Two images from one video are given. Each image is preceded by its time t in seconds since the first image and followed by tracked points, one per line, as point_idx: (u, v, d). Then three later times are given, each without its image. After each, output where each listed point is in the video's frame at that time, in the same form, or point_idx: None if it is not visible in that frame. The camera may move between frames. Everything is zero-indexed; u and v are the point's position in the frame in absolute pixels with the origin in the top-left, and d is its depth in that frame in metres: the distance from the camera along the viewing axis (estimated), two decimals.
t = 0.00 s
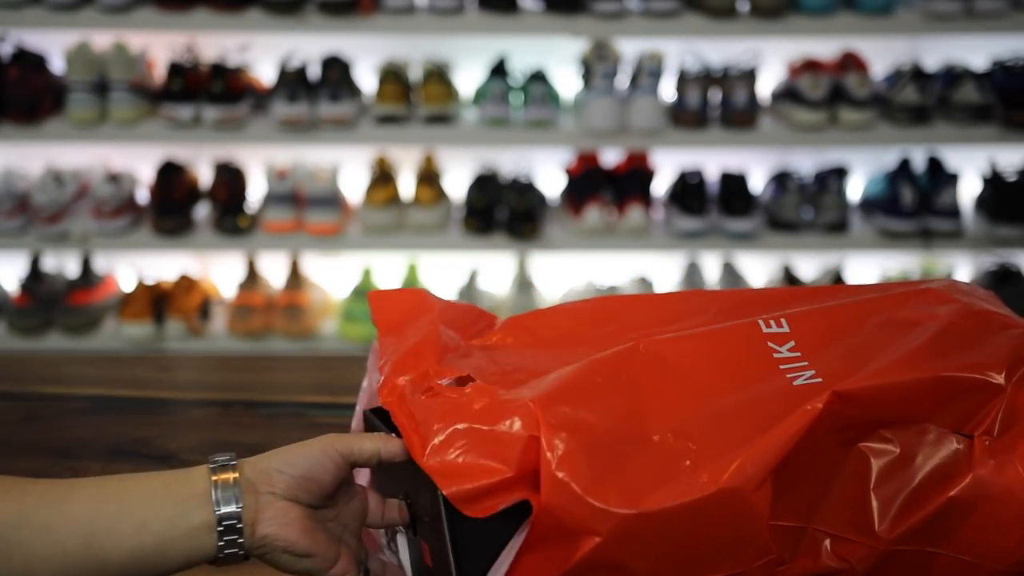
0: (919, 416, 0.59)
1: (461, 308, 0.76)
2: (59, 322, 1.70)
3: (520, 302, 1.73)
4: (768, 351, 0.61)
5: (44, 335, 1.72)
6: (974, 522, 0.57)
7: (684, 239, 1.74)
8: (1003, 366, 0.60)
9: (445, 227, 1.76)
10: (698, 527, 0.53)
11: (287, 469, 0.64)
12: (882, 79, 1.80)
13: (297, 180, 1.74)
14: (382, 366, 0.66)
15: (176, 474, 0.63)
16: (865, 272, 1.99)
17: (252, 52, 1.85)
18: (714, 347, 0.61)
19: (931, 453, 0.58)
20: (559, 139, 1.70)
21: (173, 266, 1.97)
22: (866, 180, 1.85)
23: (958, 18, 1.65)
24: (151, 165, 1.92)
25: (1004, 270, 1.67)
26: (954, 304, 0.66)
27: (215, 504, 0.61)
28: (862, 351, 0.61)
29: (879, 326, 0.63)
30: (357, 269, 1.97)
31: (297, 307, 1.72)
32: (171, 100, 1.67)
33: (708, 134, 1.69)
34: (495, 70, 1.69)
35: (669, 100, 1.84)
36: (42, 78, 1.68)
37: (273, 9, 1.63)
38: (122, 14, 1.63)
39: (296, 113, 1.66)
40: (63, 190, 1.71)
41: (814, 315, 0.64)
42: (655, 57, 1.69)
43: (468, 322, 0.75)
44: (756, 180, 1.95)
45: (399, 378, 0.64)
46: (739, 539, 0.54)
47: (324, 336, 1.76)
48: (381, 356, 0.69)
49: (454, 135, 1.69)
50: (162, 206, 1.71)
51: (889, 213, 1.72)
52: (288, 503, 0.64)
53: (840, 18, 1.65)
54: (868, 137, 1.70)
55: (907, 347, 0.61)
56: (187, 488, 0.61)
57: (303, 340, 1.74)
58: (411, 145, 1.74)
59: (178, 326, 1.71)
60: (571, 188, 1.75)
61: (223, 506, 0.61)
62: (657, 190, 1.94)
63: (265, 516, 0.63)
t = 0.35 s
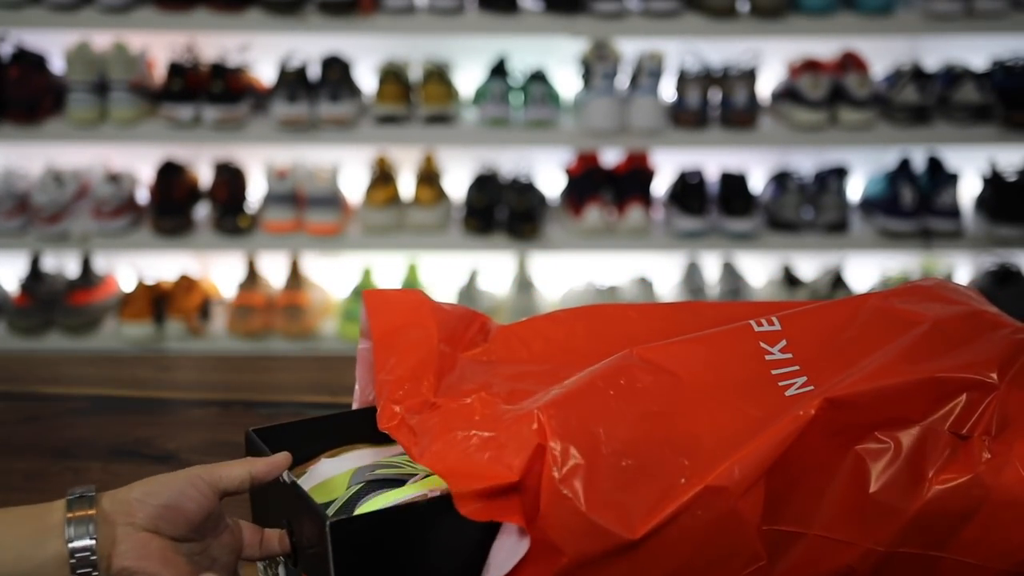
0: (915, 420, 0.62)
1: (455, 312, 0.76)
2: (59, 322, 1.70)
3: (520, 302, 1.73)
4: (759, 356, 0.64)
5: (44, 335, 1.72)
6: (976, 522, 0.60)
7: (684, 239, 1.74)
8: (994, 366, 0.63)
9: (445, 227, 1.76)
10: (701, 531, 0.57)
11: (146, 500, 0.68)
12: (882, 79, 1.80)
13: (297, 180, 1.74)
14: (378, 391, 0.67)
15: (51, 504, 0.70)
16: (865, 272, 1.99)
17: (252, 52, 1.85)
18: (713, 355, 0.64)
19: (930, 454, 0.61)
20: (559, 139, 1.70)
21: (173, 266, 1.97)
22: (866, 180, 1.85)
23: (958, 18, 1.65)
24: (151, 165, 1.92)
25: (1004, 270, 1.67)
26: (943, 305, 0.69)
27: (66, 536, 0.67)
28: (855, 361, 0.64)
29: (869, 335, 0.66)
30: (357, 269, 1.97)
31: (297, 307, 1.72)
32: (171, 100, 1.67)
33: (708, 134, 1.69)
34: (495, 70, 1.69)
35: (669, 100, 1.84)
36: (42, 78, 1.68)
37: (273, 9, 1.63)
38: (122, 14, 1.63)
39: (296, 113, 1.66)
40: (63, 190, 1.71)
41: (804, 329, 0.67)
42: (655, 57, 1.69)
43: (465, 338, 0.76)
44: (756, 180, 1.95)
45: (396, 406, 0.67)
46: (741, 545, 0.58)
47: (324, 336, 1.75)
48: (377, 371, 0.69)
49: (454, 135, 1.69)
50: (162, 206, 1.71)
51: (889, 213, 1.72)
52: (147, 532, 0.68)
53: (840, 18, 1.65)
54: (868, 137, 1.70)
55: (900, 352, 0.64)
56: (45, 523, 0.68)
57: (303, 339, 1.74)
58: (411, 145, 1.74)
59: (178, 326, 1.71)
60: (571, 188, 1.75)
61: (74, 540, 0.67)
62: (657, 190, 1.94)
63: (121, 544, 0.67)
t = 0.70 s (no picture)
0: (914, 420, 0.63)
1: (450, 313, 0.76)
2: (59, 322, 1.70)
3: (520, 302, 1.73)
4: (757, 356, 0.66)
5: (44, 335, 1.72)
6: (977, 521, 0.61)
7: (684, 239, 1.73)
8: (989, 368, 0.64)
9: (444, 227, 1.76)
10: (700, 533, 0.59)
11: None
12: (882, 79, 1.80)
13: (297, 180, 1.74)
14: (378, 394, 0.68)
15: None
16: (865, 271, 1.99)
17: (252, 52, 1.85)
18: (714, 357, 0.66)
19: (928, 453, 0.62)
20: (559, 139, 1.69)
21: (173, 266, 1.97)
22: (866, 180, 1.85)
23: (958, 18, 1.65)
24: (151, 165, 1.92)
25: (1003, 270, 1.67)
26: (941, 304, 0.70)
27: None
28: (853, 361, 0.66)
29: (870, 332, 0.67)
30: (357, 269, 1.97)
31: (297, 307, 1.72)
32: (171, 100, 1.67)
33: (708, 134, 1.69)
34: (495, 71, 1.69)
35: (669, 100, 1.84)
36: (42, 78, 1.68)
37: (273, 9, 1.63)
38: (122, 14, 1.63)
39: (296, 113, 1.66)
40: (63, 190, 1.71)
41: (803, 323, 0.68)
42: (654, 57, 1.69)
43: (461, 339, 0.75)
44: (756, 180, 1.95)
45: (398, 407, 0.67)
46: (739, 546, 0.60)
47: (324, 336, 1.75)
48: (374, 374, 0.69)
49: (454, 135, 1.69)
50: (162, 207, 1.71)
51: (889, 213, 1.72)
52: None
53: (839, 18, 1.65)
54: (868, 137, 1.70)
55: (897, 356, 0.66)
56: None
57: (303, 339, 1.74)
58: (410, 145, 1.74)
59: (178, 327, 1.71)
60: (571, 188, 1.75)
61: None
62: (658, 190, 1.94)
63: None
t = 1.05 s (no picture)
0: (914, 420, 0.63)
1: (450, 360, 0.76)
2: (59, 322, 1.70)
3: (520, 302, 1.73)
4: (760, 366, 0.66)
5: (44, 335, 1.72)
6: (979, 518, 0.61)
7: (684, 239, 1.73)
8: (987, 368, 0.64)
9: (444, 227, 1.76)
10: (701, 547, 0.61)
11: None
12: (882, 79, 1.80)
13: (297, 179, 1.74)
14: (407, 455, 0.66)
15: None
16: (865, 271, 1.99)
17: (252, 52, 1.85)
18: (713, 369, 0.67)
19: (929, 452, 0.62)
20: (559, 138, 1.69)
21: (173, 266, 1.96)
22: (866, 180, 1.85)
23: (958, 18, 1.65)
24: (151, 165, 1.92)
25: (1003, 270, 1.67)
26: (950, 300, 0.68)
27: None
28: (857, 362, 0.65)
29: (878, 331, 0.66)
30: (357, 269, 1.97)
31: (297, 307, 1.72)
32: (171, 99, 1.67)
33: (708, 134, 1.69)
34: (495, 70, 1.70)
35: (669, 100, 1.84)
36: (42, 78, 1.67)
37: (273, 9, 1.63)
38: (122, 14, 1.63)
39: (296, 113, 1.66)
40: (63, 190, 1.71)
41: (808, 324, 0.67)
42: (655, 57, 1.69)
43: (471, 381, 0.76)
44: (756, 180, 1.95)
45: (429, 462, 0.66)
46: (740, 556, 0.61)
47: (324, 335, 1.75)
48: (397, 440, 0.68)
49: (454, 135, 1.69)
50: (162, 206, 1.71)
51: (889, 213, 1.72)
52: None
53: (839, 18, 1.65)
54: (868, 137, 1.70)
55: (899, 355, 0.65)
56: None
57: (303, 340, 1.74)
58: (410, 145, 1.73)
59: (179, 327, 1.71)
60: (571, 188, 1.75)
61: None
62: (658, 190, 1.94)
63: None
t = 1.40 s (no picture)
0: (919, 416, 0.63)
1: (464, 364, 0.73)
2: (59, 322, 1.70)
3: (520, 302, 1.74)
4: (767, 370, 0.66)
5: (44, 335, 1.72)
6: (982, 517, 0.60)
7: (684, 239, 1.73)
8: (991, 365, 0.63)
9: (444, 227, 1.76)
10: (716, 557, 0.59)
11: None
12: (882, 79, 1.80)
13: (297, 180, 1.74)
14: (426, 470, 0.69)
15: None
16: (865, 272, 1.99)
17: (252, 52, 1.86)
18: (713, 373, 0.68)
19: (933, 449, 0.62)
20: (559, 139, 1.69)
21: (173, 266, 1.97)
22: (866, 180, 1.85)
23: (958, 18, 1.65)
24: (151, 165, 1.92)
25: (1003, 270, 1.67)
26: (956, 299, 0.68)
27: None
28: (864, 363, 0.65)
29: (886, 334, 0.65)
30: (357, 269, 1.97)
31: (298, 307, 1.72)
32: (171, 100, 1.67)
33: (708, 134, 1.69)
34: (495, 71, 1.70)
35: (669, 100, 1.83)
36: (42, 78, 1.67)
37: (273, 9, 1.63)
38: (122, 14, 1.63)
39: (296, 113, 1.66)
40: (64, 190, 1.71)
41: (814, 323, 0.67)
42: (655, 57, 1.69)
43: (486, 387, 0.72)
44: (756, 180, 1.95)
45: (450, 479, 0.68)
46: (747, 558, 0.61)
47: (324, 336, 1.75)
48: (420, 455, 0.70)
49: (454, 135, 1.69)
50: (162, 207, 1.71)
51: (889, 213, 1.72)
52: None
53: (839, 18, 1.65)
54: (867, 137, 1.70)
55: (904, 354, 0.65)
56: None
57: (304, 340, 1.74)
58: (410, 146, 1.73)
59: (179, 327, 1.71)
60: (571, 188, 1.75)
61: None
62: (658, 190, 1.94)
63: None
